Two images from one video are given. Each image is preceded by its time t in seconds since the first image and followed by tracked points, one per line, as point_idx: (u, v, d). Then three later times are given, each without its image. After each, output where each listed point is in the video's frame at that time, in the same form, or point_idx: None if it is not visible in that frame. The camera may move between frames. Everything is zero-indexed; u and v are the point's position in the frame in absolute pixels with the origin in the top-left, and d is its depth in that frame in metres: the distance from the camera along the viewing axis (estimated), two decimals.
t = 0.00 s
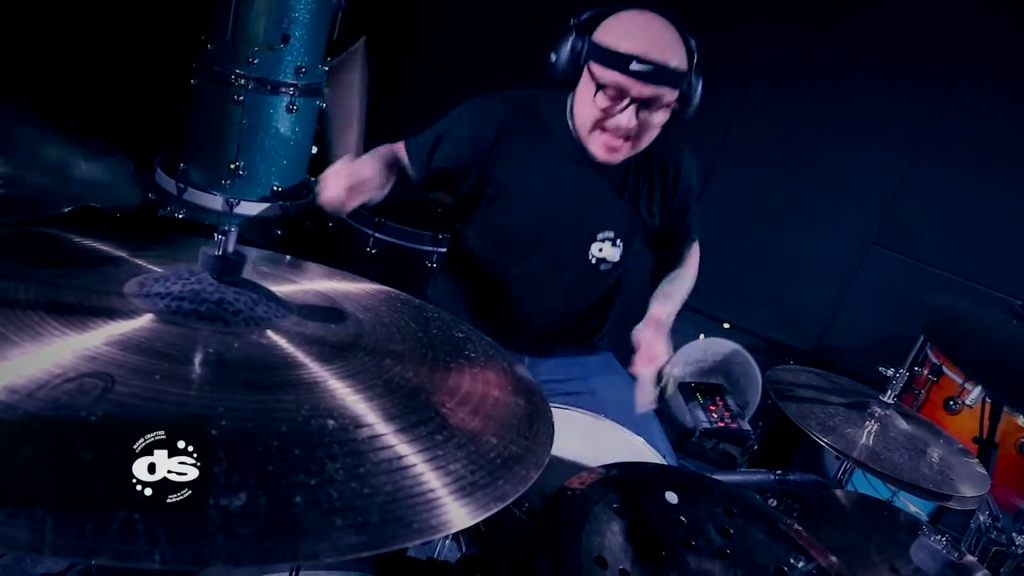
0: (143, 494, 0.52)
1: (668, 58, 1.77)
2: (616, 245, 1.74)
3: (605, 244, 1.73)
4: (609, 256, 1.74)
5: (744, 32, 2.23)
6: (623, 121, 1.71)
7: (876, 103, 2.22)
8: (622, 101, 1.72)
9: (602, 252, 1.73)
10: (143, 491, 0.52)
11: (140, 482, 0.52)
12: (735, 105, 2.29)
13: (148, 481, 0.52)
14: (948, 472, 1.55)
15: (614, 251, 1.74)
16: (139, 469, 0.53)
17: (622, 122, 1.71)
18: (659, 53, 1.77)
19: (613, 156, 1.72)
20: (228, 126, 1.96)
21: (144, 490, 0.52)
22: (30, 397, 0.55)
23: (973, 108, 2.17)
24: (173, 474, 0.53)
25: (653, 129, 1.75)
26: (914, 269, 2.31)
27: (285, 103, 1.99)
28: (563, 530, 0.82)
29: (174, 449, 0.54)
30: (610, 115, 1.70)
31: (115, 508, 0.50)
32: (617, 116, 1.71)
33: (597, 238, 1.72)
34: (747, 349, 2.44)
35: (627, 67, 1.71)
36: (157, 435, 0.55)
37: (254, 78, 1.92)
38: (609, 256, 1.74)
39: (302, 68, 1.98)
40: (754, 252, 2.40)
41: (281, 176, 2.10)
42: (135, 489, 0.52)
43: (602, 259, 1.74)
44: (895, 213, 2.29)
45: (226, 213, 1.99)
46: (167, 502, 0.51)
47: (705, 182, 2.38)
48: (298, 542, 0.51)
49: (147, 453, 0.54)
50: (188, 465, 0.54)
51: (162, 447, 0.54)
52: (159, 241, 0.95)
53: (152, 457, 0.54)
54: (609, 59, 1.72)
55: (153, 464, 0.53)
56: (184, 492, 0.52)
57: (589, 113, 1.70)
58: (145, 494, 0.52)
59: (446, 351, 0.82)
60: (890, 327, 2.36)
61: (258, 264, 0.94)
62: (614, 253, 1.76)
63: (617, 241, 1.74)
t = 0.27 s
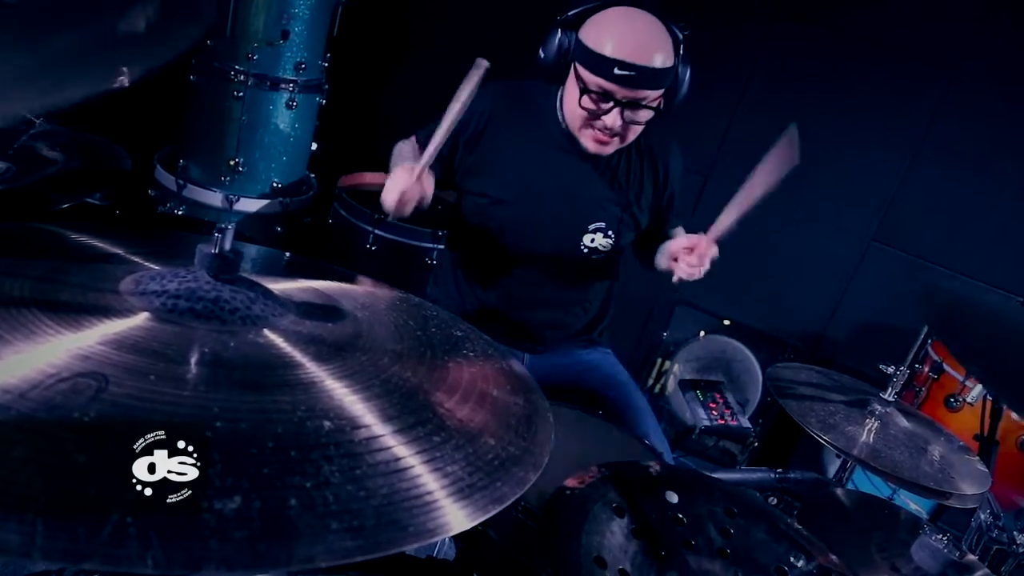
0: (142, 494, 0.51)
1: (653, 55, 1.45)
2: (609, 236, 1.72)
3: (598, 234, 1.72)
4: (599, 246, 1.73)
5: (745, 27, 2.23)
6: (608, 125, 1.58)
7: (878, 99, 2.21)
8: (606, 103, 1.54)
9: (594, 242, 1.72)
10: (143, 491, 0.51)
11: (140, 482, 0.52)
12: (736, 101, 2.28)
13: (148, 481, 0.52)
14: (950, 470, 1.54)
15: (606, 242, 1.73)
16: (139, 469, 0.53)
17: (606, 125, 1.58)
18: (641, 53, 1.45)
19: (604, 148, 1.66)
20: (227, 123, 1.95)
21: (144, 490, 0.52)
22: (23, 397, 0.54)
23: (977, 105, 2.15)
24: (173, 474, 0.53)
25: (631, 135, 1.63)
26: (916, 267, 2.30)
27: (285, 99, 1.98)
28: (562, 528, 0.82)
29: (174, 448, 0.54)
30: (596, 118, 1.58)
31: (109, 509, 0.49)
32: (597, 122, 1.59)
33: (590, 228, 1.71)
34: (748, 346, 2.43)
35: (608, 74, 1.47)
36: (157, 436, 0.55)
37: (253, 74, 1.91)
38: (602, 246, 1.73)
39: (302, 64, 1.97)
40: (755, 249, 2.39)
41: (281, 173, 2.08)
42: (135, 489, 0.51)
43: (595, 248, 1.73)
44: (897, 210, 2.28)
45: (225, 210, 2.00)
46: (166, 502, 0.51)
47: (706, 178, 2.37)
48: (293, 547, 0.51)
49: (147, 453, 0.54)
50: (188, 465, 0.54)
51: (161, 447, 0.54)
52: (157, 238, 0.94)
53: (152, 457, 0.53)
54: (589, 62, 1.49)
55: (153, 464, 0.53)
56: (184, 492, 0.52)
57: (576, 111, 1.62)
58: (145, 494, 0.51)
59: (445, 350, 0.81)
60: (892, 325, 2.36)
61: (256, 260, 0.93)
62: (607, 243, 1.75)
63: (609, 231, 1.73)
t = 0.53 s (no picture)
0: (142, 494, 0.51)
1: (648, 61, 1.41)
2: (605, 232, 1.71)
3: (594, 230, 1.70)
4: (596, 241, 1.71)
5: (748, 25, 2.21)
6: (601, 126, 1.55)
7: (879, 96, 2.20)
8: (600, 106, 1.50)
9: (592, 238, 1.70)
10: (143, 491, 0.51)
11: (140, 482, 0.51)
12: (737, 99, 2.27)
13: (148, 481, 0.51)
14: (953, 469, 1.54)
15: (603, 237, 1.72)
16: (139, 469, 0.52)
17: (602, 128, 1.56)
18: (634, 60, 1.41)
19: (599, 151, 1.64)
20: (227, 120, 1.94)
21: (144, 491, 0.51)
22: (19, 396, 0.53)
23: (979, 103, 2.14)
24: (173, 473, 0.52)
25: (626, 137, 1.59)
26: (917, 264, 2.29)
27: (285, 97, 1.97)
28: (564, 527, 0.82)
29: (175, 448, 0.54)
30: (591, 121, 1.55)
31: (109, 509, 0.49)
32: (593, 125, 1.56)
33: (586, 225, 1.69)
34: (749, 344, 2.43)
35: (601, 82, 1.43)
36: (157, 435, 0.54)
37: (253, 72, 1.90)
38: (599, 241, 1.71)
39: (301, 61, 1.96)
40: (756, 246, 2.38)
41: (280, 170, 2.07)
42: (135, 489, 0.51)
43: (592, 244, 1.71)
44: (899, 207, 2.27)
45: (226, 207, 1.99)
46: (167, 502, 0.51)
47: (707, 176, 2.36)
48: (293, 545, 0.50)
49: (147, 453, 0.53)
50: (188, 465, 0.53)
51: (161, 447, 0.53)
52: (153, 236, 0.94)
53: (152, 457, 0.53)
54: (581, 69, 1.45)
55: (153, 464, 0.53)
56: (185, 492, 0.51)
57: (570, 114, 1.60)
58: (146, 494, 0.51)
59: (446, 347, 0.81)
60: (893, 323, 2.35)
61: (254, 259, 0.92)
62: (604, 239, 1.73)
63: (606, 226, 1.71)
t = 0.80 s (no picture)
0: (143, 494, 0.51)
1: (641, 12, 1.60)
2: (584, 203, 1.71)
3: (571, 201, 1.70)
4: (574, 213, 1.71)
5: (749, 24, 2.21)
6: (594, 72, 1.67)
7: (882, 95, 2.19)
8: (592, 49, 1.65)
9: (570, 210, 1.70)
10: (144, 491, 0.51)
11: (140, 482, 0.51)
12: (738, 98, 2.27)
13: (148, 481, 0.51)
14: (954, 470, 1.54)
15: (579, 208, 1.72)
16: (139, 469, 0.52)
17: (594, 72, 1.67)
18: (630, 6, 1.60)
19: (590, 102, 1.71)
20: (229, 117, 1.94)
21: (145, 490, 0.51)
22: (26, 395, 0.53)
23: (982, 103, 2.14)
24: (173, 474, 0.52)
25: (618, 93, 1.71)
26: (919, 265, 2.29)
27: (287, 94, 1.97)
28: (566, 529, 0.81)
29: (175, 448, 0.53)
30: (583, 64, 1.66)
31: (114, 509, 0.49)
32: (585, 70, 1.67)
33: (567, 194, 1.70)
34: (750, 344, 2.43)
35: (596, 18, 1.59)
36: (157, 435, 0.54)
37: (255, 70, 1.90)
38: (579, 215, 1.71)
39: (304, 59, 1.95)
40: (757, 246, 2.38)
41: (281, 168, 2.07)
42: (135, 489, 0.51)
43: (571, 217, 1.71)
44: (901, 208, 2.27)
45: (228, 205, 1.98)
46: (167, 502, 0.50)
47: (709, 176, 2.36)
48: (301, 547, 0.50)
49: (147, 453, 0.53)
50: (188, 465, 0.53)
51: (161, 447, 0.53)
52: (158, 234, 0.93)
53: (152, 457, 0.53)
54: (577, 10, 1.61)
55: (153, 464, 0.52)
56: (185, 492, 0.51)
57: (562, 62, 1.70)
58: (146, 494, 0.51)
59: (450, 347, 0.81)
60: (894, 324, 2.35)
61: (260, 258, 0.92)
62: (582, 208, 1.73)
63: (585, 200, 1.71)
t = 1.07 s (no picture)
0: (143, 494, 0.51)
1: (647, 46, 1.44)
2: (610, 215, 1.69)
3: (597, 214, 1.68)
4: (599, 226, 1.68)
5: (752, 24, 2.21)
6: (604, 111, 1.56)
7: (884, 96, 2.19)
8: (600, 91, 1.53)
9: (595, 221, 1.68)
10: (144, 491, 0.51)
11: (141, 482, 0.51)
12: (741, 98, 2.27)
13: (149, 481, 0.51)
14: (954, 472, 1.55)
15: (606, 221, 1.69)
16: (139, 469, 0.52)
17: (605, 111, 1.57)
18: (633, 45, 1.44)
19: (600, 137, 1.64)
20: (231, 115, 1.94)
21: (145, 490, 0.51)
22: (34, 392, 0.53)
23: (983, 105, 2.14)
24: (173, 473, 0.52)
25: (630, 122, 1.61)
26: (919, 266, 2.30)
27: (289, 92, 1.97)
28: (569, 530, 0.81)
29: (174, 448, 0.53)
30: (593, 104, 1.56)
31: (121, 509, 0.49)
32: (595, 107, 1.57)
33: (590, 207, 1.68)
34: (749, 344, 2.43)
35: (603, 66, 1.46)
36: (157, 435, 0.54)
37: (257, 67, 1.90)
38: (602, 226, 1.69)
39: (306, 56, 1.96)
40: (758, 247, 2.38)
41: (283, 165, 2.07)
42: (135, 489, 0.51)
43: (595, 228, 1.69)
44: (902, 209, 2.27)
45: (229, 202, 1.98)
46: (167, 502, 0.50)
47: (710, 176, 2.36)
48: (307, 546, 0.50)
49: (148, 453, 0.53)
50: (188, 465, 0.53)
51: (162, 447, 0.53)
52: (163, 232, 0.93)
53: (153, 457, 0.53)
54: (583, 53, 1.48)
55: (154, 464, 0.52)
56: (184, 492, 0.51)
57: (571, 97, 1.61)
58: (146, 494, 0.51)
59: (454, 347, 0.81)
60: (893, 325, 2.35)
61: (265, 255, 0.92)
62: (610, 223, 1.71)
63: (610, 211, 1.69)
